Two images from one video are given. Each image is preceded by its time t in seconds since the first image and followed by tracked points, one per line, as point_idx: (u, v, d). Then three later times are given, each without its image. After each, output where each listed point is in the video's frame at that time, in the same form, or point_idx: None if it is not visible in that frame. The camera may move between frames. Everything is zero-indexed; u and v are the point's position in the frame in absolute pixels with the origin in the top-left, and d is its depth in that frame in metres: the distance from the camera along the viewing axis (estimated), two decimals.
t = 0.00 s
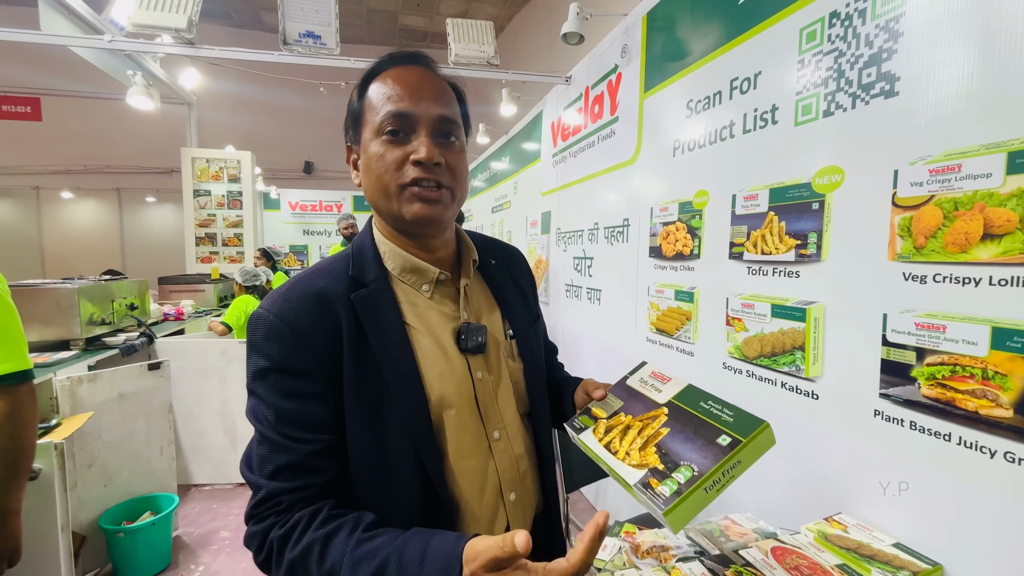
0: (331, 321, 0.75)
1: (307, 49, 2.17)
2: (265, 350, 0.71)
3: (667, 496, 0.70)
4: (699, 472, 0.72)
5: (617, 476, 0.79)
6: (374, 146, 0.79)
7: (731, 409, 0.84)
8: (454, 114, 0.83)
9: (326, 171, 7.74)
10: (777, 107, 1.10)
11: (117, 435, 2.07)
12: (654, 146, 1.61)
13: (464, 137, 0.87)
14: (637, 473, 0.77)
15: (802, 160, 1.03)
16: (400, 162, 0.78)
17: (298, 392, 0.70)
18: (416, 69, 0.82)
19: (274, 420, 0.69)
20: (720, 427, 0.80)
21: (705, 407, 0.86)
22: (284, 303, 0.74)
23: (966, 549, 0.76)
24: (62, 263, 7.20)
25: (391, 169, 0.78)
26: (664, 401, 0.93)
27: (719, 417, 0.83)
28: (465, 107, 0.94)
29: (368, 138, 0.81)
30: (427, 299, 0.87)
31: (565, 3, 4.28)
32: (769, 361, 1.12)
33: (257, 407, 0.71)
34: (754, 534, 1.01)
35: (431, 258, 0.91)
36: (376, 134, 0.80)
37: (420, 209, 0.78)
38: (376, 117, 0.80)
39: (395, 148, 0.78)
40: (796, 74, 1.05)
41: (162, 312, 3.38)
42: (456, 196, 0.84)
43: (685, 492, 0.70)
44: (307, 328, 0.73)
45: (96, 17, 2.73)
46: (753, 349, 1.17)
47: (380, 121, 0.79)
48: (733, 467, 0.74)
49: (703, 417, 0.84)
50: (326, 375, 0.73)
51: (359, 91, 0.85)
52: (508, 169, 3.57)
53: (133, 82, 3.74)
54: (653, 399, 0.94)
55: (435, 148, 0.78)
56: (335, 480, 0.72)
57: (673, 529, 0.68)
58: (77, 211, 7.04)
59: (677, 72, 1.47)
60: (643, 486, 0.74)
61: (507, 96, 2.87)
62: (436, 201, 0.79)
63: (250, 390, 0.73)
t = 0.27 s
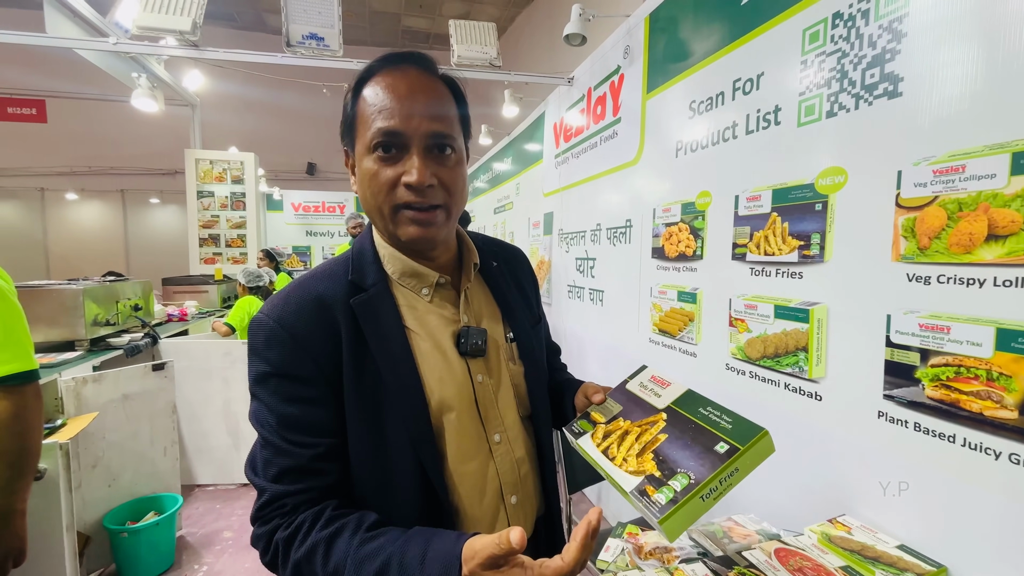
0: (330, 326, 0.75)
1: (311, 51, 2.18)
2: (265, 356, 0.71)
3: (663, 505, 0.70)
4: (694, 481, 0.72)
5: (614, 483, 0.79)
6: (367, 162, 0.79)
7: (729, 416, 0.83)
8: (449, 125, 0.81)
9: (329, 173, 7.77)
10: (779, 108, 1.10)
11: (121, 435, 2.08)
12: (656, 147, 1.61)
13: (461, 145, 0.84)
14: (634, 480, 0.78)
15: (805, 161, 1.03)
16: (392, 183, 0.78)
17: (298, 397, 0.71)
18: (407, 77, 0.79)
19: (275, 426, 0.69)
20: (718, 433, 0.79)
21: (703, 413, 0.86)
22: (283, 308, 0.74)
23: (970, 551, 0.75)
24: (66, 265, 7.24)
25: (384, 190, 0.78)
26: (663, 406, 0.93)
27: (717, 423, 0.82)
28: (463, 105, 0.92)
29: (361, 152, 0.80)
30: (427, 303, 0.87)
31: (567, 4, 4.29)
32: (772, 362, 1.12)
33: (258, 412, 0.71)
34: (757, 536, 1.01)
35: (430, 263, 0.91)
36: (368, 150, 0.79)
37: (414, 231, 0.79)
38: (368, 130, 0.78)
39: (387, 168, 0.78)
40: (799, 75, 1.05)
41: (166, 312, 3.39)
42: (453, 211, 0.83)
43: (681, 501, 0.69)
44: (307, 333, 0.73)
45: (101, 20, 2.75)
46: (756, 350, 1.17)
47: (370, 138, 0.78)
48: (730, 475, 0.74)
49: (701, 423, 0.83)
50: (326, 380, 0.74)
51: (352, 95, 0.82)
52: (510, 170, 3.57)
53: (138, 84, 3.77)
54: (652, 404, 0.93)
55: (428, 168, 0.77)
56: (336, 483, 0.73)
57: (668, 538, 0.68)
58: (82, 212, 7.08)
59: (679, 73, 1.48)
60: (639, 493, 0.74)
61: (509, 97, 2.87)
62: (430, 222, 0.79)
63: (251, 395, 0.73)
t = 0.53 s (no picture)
0: (334, 327, 0.76)
1: (314, 52, 2.19)
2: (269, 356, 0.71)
3: (663, 510, 0.70)
4: (695, 488, 0.72)
5: (614, 486, 0.79)
6: (371, 162, 0.79)
7: (731, 422, 0.83)
8: (454, 128, 0.81)
9: (332, 174, 7.79)
10: (782, 108, 1.10)
11: (126, 435, 2.09)
12: (658, 147, 1.62)
13: (466, 147, 0.85)
14: (635, 485, 0.77)
15: (807, 161, 1.03)
16: (396, 183, 0.78)
17: (302, 398, 0.71)
18: (415, 79, 0.79)
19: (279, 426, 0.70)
20: (719, 440, 0.79)
21: (705, 419, 0.86)
22: (287, 310, 0.75)
23: (973, 552, 0.75)
24: (72, 266, 7.29)
25: (387, 189, 0.79)
26: (664, 411, 0.93)
27: (718, 429, 0.82)
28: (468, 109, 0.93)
29: (366, 152, 0.81)
30: (430, 304, 0.87)
31: (569, 5, 4.30)
32: (775, 363, 1.12)
33: (262, 413, 0.71)
34: (760, 537, 1.01)
35: (433, 265, 0.91)
36: (373, 150, 0.79)
37: (417, 229, 0.79)
38: (373, 130, 0.79)
39: (390, 168, 0.78)
40: (801, 75, 1.05)
41: (170, 313, 3.41)
42: (456, 212, 0.84)
43: (681, 507, 0.69)
44: (310, 334, 0.74)
45: (106, 22, 2.77)
46: (759, 351, 1.17)
47: (375, 138, 0.78)
48: (731, 483, 0.73)
49: (703, 429, 0.84)
50: (329, 381, 0.74)
51: (358, 95, 0.83)
52: (513, 170, 3.58)
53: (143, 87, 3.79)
54: (653, 408, 0.93)
55: (432, 169, 0.78)
56: (340, 483, 0.73)
57: (668, 543, 0.68)
58: (87, 214, 7.13)
59: (682, 74, 1.48)
60: (640, 498, 0.74)
61: (511, 98, 2.88)
62: (432, 223, 0.80)
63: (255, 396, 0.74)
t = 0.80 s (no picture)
0: (338, 325, 0.76)
1: (316, 54, 2.20)
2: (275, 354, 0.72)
3: (663, 505, 0.70)
4: (694, 484, 0.72)
5: (614, 482, 0.78)
6: (377, 163, 0.80)
7: (730, 419, 0.84)
8: (459, 132, 0.82)
9: (334, 175, 7.80)
10: (783, 108, 1.10)
11: (129, 436, 2.10)
12: (660, 148, 1.62)
13: (470, 150, 0.85)
14: (634, 481, 0.77)
15: (809, 162, 1.03)
16: (402, 184, 0.78)
17: (307, 395, 0.71)
18: (421, 82, 0.80)
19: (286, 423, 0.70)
20: (718, 437, 0.80)
21: (703, 416, 0.86)
22: (292, 308, 0.75)
23: (976, 553, 0.75)
24: (75, 267, 7.33)
25: (392, 191, 0.79)
26: (664, 408, 0.93)
27: (717, 427, 0.83)
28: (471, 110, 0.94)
29: (371, 153, 0.81)
30: (432, 302, 0.87)
31: (570, 6, 4.30)
32: (777, 364, 1.12)
33: (268, 411, 0.72)
34: (762, 538, 1.01)
35: (435, 263, 0.92)
36: (379, 152, 0.79)
37: (421, 231, 0.79)
38: (379, 132, 0.79)
39: (396, 170, 0.78)
40: (803, 76, 1.05)
41: (173, 314, 3.42)
42: (459, 215, 0.84)
43: (681, 502, 0.69)
44: (315, 332, 0.74)
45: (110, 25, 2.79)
46: (761, 352, 1.17)
47: (382, 140, 0.79)
48: (729, 478, 0.73)
49: (702, 426, 0.84)
50: (334, 378, 0.74)
51: (364, 97, 0.83)
52: (514, 172, 3.58)
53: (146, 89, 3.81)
54: (653, 406, 0.93)
55: (438, 171, 0.78)
56: (345, 479, 0.73)
57: (668, 539, 0.68)
58: (91, 215, 7.16)
59: (683, 75, 1.48)
60: (639, 494, 0.74)
61: (513, 99, 2.88)
62: (436, 224, 0.80)
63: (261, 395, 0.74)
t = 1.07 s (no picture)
0: (336, 324, 0.76)
1: (315, 55, 2.20)
2: (272, 352, 0.72)
3: (660, 503, 0.71)
4: (692, 481, 0.72)
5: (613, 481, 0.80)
6: (385, 171, 0.78)
7: (727, 417, 0.83)
8: (470, 146, 0.81)
9: (334, 176, 7.80)
10: (782, 109, 1.10)
11: (128, 437, 2.10)
12: (659, 148, 1.62)
13: (478, 164, 0.85)
14: (633, 478, 0.78)
15: (808, 162, 1.03)
16: (410, 196, 0.78)
17: (304, 393, 0.71)
18: (438, 93, 0.78)
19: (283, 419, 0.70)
20: (715, 433, 0.79)
21: (702, 413, 0.85)
22: (289, 307, 0.75)
23: (974, 554, 0.75)
24: (75, 268, 7.32)
25: (398, 200, 0.78)
26: (661, 406, 0.92)
27: (715, 423, 0.82)
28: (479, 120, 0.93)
29: (380, 159, 0.79)
30: (431, 302, 0.87)
31: (570, 7, 4.30)
32: (776, 364, 1.12)
33: (265, 409, 0.72)
34: (761, 539, 1.01)
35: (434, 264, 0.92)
36: (389, 159, 0.78)
37: (424, 242, 0.80)
38: (390, 140, 0.78)
39: (405, 180, 0.77)
40: (801, 76, 1.05)
41: (173, 315, 3.42)
42: (462, 227, 0.84)
43: (678, 500, 0.70)
44: (313, 330, 0.74)
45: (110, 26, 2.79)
46: (760, 352, 1.17)
47: (393, 149, 0.77)
48: (727, 475, 0.73)
49: (699, 423, 0.83)
50: (332, 376, 0.74)
51: (374, 99, 0.81)
52: (514, 172, 3.58)
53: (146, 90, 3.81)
54: (651, 404, 0.93)
55: (448, 185, 0.78)
56: (343, 477, 0.73)
57: (667, 536, 0.69)
58: (90, 216, 7.16)
59: (682, 76, 1.48)
60: (638, 492, 0.75)
61: (513, 100, 2.88)
62: (440, 237, 0.80)
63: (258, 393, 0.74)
